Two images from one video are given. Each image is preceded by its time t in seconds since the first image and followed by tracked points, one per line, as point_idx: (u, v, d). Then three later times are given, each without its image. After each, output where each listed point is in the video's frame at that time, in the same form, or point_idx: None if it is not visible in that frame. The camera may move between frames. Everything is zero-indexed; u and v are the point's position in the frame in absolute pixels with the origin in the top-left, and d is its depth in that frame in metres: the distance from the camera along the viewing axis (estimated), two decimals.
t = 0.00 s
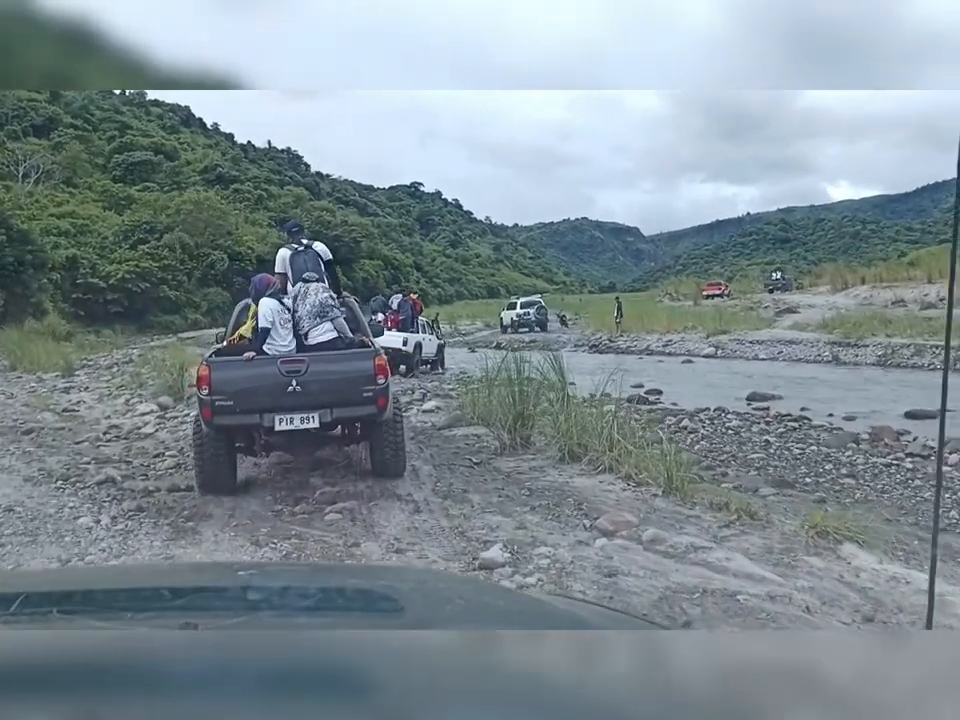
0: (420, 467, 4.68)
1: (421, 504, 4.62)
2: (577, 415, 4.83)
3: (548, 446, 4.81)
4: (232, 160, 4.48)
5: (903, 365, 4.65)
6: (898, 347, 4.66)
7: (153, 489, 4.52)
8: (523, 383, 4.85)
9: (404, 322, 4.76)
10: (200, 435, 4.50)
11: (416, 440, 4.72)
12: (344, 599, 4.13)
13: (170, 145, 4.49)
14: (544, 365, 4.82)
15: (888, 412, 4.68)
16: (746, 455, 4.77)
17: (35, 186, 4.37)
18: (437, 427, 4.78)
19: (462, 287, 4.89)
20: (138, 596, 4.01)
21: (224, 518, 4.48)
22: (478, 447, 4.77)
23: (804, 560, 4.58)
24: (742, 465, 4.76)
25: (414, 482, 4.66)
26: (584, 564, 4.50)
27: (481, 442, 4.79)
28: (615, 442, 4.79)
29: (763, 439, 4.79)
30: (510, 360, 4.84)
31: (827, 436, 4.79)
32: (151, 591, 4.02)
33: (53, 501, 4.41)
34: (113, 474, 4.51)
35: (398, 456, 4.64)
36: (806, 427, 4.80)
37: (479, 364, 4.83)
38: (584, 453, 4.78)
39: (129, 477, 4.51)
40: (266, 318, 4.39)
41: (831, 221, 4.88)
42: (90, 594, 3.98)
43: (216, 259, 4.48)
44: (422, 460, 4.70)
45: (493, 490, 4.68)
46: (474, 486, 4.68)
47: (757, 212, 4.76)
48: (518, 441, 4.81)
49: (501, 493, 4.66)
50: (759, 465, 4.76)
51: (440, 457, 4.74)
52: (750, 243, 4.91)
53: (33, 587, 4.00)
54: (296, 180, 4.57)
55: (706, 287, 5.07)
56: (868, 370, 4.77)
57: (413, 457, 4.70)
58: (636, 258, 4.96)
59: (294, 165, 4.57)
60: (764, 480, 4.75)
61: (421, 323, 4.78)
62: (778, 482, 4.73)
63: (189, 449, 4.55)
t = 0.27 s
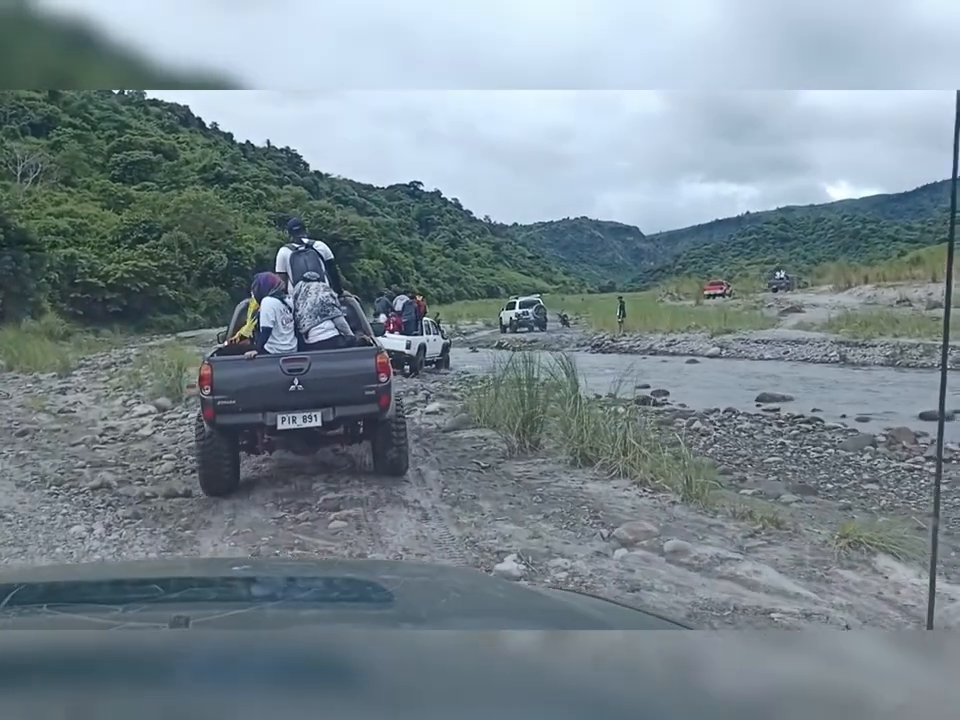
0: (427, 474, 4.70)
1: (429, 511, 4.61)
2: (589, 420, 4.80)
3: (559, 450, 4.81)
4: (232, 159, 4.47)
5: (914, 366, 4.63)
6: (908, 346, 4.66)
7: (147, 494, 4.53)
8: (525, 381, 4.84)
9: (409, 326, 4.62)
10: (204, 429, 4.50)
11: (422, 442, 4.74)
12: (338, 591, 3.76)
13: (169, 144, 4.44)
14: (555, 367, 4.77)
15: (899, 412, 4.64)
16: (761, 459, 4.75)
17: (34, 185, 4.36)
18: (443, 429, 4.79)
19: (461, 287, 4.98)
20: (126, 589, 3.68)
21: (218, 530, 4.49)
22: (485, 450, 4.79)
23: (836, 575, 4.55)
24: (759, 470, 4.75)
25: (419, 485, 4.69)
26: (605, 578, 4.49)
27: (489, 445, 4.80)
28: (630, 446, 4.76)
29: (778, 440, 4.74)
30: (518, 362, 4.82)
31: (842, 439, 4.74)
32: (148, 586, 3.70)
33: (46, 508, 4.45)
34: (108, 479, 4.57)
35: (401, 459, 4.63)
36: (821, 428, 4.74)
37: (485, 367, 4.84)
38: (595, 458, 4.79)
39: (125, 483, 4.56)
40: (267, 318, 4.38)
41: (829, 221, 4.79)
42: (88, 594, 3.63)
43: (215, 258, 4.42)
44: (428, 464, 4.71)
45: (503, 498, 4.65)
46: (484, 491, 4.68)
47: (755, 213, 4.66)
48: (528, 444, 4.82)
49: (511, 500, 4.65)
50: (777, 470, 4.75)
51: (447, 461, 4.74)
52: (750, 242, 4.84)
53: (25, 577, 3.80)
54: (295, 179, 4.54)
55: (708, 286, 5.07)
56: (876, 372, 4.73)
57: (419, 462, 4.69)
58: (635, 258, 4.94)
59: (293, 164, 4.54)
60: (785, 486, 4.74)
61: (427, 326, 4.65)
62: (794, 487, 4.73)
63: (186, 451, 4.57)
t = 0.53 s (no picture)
0: (435, 479, 4.67)
1: (439, 520, 4.56)
2: (600, 421, 4.79)
3: (571, 454, 4.80)
4: (232, 158, 4.45)
5: (924, 366, 4.57)
6: (917, 347, 4.60)
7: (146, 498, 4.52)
8: (532, 382, 4.86)
9: (414, 324, 4.67)
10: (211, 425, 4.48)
11: (428, 446, 4.73)
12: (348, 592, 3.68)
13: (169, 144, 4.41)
14: (568, 369, 4.81)
15: (915, 414, 4.57)
16: (776, 462, 4.72)
17: (34, 185, 4.34)
18: (449, 432, 4.79)
19: (461, 287, 4.97)
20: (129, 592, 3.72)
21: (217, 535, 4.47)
22: (493, 454, 4.77)
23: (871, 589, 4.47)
24: (776, 476, 4.70)
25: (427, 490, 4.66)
26: (628, 592, 4.37)
27: (498, 449, 4.80)
28: (645, 451, 4.74)
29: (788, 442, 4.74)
30: (528, 363, 4.83)
31: (855, 441, 4.68)
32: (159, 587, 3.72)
33: (40, 515, 4.41)
34: (106, 484, 4.55)
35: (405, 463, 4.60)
36: (836, 431, 4.70)
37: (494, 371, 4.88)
38: (609, 463, 4.76)
39: (122, 490, 4.55)
40: (273, 314, 4.32)
41: (829, 220, 4.75)
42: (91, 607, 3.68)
43: (215, 258, 4.39)
44: (436, 469, 4.69)
45: (515, 505, 4.60)
46: (494, 498, 4.63)
47: (755, 212, 4.62)
48: (537, 448, 4.82)
49: (523, 508, 4.59)
50: (797, 476, 4.70)
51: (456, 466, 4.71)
52: (750, 242, 4.82)
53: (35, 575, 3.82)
54: (294, 179, 4.52)
55: (711, 286, 5.02)
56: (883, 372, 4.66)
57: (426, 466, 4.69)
58: (635, 258, 4.94)
59: (294, 163, 4.52)
60: (807, 492, 4.67)
61: (438, 327, 4.70)
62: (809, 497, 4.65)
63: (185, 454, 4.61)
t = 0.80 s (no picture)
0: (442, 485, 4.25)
1: (447, 526, 3.80)
2: (601, 413, 4.30)
3: (585, 458, 4.29)
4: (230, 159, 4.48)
5: (932, 365, 4.73)
6: (927, 347, 4.76)
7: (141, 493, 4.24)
8: (540, 381, 4.51)
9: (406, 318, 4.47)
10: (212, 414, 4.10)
11: (434, 448, 4.60)
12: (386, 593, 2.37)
13: (169, 144, 4.43)
14: (578, 369, 4.49)
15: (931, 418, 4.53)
16: (789, 462, 4.30)
17: (33, 184, 4.21)
18: (454, 433, 4.77)
19: (462, 287, 5.12)
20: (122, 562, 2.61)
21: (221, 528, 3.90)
22: (500, 458, 4.49)
23: None
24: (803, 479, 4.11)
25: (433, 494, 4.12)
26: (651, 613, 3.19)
27: (504, 453, 4.51)
28: (661, 455, 4.13)
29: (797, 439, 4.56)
30: (537, 364, 4.62)
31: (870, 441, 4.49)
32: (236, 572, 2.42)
33: (33, 522, 3.83)
34: (100, 488, 4.15)
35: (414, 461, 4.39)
36: (850, 432, 4.52)
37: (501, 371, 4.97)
38: (622, 466, 4.20)
39: (118, 492, 4.14)
40: (281, 311, 3.97)
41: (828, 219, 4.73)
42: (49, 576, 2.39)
43: (215, 258, 4.42)
44: (442, 474, 4.37)
45: (526, 511, 3.91)
46: (505, 505, 3.98)
47: (757, 211, 4.48)
48: (548, 452, 4.40)
49: (537, 513, 3.87)
50: (816, 480, 4.11)
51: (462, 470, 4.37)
52: (749, 242, 4.79)
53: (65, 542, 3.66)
54: (293, 179, 4.70)
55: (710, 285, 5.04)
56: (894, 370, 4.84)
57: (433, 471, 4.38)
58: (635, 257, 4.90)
59: (292, 165, 4.66)
60: (829, 498, 3.90)
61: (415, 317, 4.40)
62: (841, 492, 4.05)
63: (183, 456, 4.42)
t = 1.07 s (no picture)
0: (448, 490, 4.33)
1: (454, 537, 4.00)
2: (622, 419, 4.44)
3: (595, 464, 4.38)
4: (231, 159, 4.42)
5: (941, 366, 4.55)
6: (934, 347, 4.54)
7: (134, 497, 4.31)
8: (549, 386, 4.63)
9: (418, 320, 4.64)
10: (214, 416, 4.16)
11: (439, 452, 4.58)
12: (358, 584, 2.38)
13: (169, 144, 4.37)
14: (586, 370, 4.56)
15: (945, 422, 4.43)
16: (804, 469, 4.36)
17: (32, 184, 4.19)
18: (459, 437, 4.72)
19: (461, 286, 5.04)
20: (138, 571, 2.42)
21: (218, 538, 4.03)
22: (507, 462, 4.51)
23: None
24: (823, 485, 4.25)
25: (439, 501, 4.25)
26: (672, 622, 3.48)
27: (513, 458, 4.54)
28: (675, 461, 4.29)
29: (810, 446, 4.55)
30: (544, 365, 4.65)
31: (883, 446, 4.48)
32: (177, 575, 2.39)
33: (21, 531, 4.01)
34: (95, 495, 4.26)
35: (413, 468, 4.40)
36: (863, 436, 4.59)
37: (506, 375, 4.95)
38: (636, 475, 4.34)
39: (112, 500, 4.26)
40: (283, 313, 4.17)
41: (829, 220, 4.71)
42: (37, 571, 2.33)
43: (215, 257, 4.40)
44: (446, 480, 4.39)
45: (536, 521, 4.06)
46: (513, 515, 4.11)
47: (757, 213, 4.40)
48: (556, 457, 4.48)
49: (547, 524, 4.02)
50: (834, 488, 4.24)
51: (469, 476, 4.40)
52: (749, 243, 4.74)
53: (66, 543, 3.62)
54: (294, 179, 4.55)
55: (712, 286, 5.07)
56: (899, 371, 4.69)
57: (438, 476, 4.41)
58: (635, 257, 4.83)
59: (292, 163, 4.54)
60: (851, 507, 4.09)
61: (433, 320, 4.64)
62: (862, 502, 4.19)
63: (180, 459, 4.44)
